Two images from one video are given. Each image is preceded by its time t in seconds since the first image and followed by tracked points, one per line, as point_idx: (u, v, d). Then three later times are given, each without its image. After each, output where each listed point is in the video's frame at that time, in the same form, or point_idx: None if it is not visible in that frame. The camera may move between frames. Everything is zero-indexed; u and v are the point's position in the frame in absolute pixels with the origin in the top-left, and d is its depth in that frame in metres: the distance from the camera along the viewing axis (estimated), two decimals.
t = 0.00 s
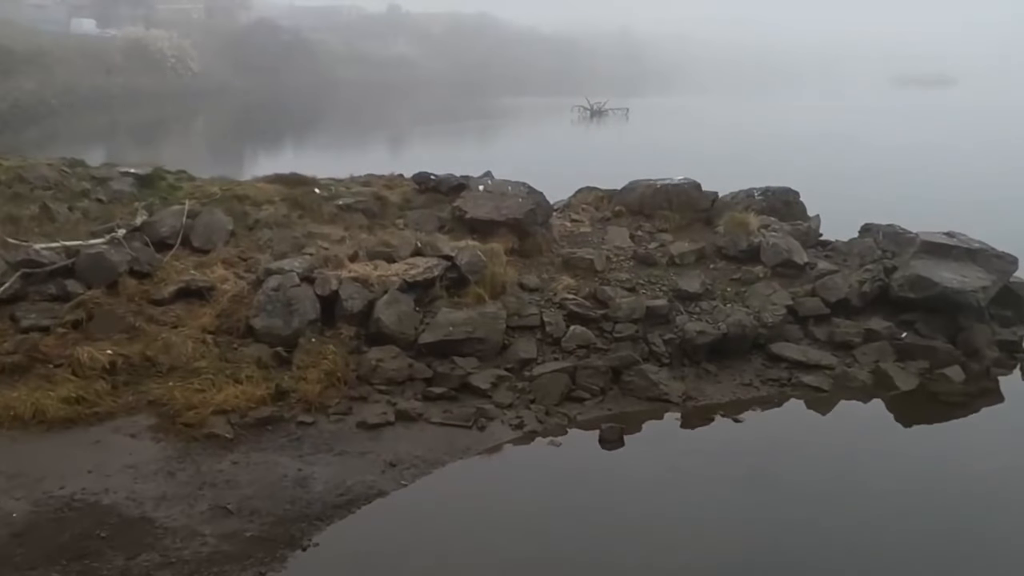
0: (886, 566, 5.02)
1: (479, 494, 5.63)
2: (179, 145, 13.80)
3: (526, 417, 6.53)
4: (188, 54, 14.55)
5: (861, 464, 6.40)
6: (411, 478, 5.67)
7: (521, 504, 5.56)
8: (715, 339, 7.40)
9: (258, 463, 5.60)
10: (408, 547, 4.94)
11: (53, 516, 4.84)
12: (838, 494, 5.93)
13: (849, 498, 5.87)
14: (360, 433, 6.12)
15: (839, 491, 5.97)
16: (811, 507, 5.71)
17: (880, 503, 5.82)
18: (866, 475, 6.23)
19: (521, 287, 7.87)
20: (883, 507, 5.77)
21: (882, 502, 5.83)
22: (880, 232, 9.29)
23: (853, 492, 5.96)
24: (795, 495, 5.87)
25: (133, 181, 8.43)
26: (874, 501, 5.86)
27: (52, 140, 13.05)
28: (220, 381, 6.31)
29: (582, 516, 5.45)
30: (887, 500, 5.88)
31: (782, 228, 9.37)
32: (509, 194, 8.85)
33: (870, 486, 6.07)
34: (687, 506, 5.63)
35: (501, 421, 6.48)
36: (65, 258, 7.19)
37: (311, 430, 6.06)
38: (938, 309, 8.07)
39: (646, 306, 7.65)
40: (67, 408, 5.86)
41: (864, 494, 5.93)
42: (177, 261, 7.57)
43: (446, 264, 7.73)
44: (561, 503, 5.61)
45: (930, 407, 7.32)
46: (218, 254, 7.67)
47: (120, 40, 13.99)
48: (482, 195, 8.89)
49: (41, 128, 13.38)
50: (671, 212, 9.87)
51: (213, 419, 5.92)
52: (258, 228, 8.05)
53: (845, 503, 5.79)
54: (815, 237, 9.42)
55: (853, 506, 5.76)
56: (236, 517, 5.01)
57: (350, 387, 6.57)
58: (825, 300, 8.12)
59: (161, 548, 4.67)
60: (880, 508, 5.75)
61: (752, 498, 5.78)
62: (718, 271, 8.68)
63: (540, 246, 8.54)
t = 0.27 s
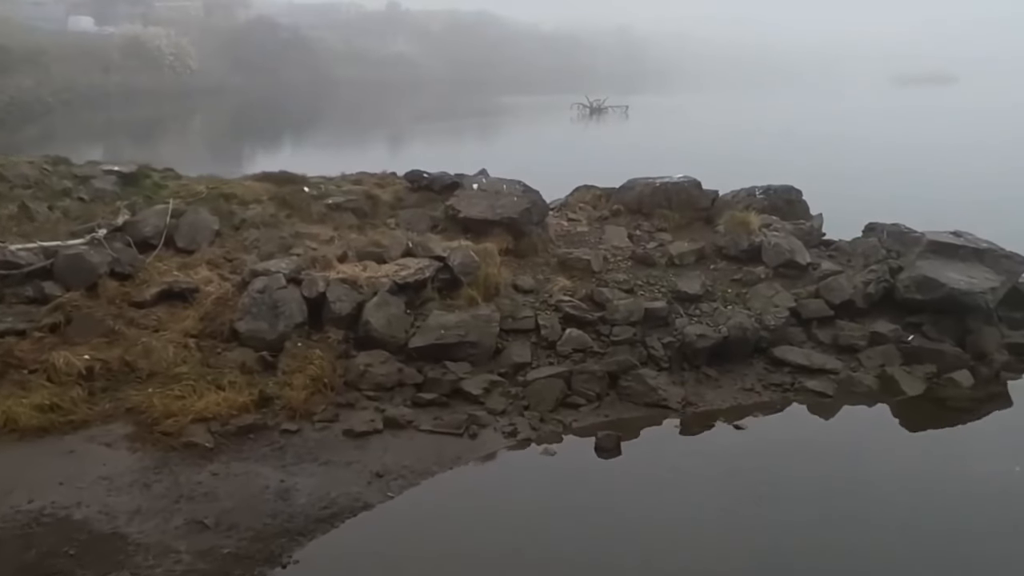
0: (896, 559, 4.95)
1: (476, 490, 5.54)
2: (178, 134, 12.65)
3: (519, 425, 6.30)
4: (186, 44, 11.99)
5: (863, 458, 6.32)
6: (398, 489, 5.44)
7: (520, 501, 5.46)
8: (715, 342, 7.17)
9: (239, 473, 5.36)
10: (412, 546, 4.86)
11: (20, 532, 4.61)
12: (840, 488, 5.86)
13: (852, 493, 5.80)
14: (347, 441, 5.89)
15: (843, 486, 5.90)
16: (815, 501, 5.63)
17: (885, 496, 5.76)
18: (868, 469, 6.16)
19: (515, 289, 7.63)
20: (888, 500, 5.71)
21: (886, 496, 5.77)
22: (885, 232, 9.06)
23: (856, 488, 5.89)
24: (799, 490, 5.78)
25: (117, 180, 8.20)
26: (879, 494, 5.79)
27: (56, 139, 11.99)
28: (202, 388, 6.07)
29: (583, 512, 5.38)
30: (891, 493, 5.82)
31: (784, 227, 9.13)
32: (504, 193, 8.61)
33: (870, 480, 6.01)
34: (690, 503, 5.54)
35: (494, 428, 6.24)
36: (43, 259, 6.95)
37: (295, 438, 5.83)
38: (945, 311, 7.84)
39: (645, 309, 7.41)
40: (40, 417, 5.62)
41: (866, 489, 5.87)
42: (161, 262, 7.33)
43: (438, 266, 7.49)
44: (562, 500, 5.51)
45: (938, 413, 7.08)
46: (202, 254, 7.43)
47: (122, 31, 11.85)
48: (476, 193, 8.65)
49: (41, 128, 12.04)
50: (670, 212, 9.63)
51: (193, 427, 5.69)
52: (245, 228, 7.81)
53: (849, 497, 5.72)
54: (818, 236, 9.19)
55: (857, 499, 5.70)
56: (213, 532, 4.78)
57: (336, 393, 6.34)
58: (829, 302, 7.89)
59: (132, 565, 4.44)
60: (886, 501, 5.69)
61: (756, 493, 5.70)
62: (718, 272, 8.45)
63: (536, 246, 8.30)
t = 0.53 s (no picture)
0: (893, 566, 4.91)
1: (474, 489, 5.49)
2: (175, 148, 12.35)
3: (512, 436, 6.06)
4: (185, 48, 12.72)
5: (865, 455, 6.30)
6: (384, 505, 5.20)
7: (520, 500, 5.41)
8: (716, 350, 6.94)
9: (218, 490, 5.12)
10: (405, 549, 4.82)
11: None
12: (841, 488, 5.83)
13: (853, 493, 5.77)
14: (332, 454, 5.65)
15: (844, 486, 5.87)
16: (814, 502, 5.60)
17: (885, 498, 5.73)
18: (870, 467, 6.13)
19: (510, 294, 7.39)
20: (888, 502, 5.69)
21: (887, 497, 5.74)
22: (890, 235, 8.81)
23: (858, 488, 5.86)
24: (798, 491, 5.73)
25: (99, 181, 7.96)
26: (880, 496, 5.76)
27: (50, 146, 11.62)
28: (181, 399, 5.83)
29: (581, 513, 5.33)
30: (891, 495, 5.79)
31: (786, 230, 8.90)
32: (499, 195, 8.38)
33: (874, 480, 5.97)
34: (689, 505, 5.50)
35: (486, 440, 6.00)
36: (20, 263, 6.71)
37: (277, 452, 5.59)
38: (953, 317, 7.60)
39: (643, 315, 7.18)
40: (10, 429, 5.39)
41: (868, 489, 5.83)
42: (142, 266, 7.09)
43: (429, 270, 7.26)
44: (561, 500, 5.46)
45: (947, 423, 6.84)
46: (186, 258, 7.19)
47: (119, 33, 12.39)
48: (470, 195, 8.41)
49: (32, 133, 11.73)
50: (670, 213, 9.40)
51: (171, 440, 5.45)
52: (230, 230, 7.57)
53: (849, 499, 5.69)
54: (821, 238, 8.95)
55: (857, 501, 5.67)
56: (187, 554, 4.54)
57: (322, 404, 6.10)
58: (832, 307, 7.66)
59: None
60: (886, 503, 5.66)
61: (756, 495, 5.65)
62: (719, 275, 8.21)
63: (531, 250, 8.07)
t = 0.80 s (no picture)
0: (888, 562, 4.81)
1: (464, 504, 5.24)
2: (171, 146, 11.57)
3: (505, 449, 5.82)
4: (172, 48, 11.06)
5: (869, 453, 6.22)
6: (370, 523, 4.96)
7: (520, 500, 5.32)
8: (717, 358, 6.70)
9: (195, 508, 4.88)
10: (396, 550, 4.73)
11: None
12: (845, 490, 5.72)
13: (857, 494, 5.66)
14: (317, 469, 5.41)
15: (845, 486, 5.77)
16: (815, 501, 5.52)
17: (886, 498, 5.63)
18: (873, 466, 6.04)
19: (504, 299, 7.15)
20: (889, 502, 5.58)
21: (887, 498, 5.63)
22: (896, 238, 8.58)
23: (862, 489, 5.75)
24: (802, 489, 5.66)
25: (81, 184, 7.73)
26: (881, 496, 5.67)
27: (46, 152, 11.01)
28: (160, 411, 5.59)
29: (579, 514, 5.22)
30: (892, 495, 5.69)
31: (789, 233, 8.67)
32: (493, 197, 8.14)
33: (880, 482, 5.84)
34: (688, 503, 5.40)
35: (478, 453, 5.76)
36: None
37: (259, 467, 5.36)
38: (962, 324, 7.36)
39: (641, 321, 6.94)
40: None
41: (872, 492, 5.71)
42: (124, 271, 6.85)
43: (420, 275, 7.02)
44: (562, 498, 5.37)
45: (957, 434, 6.58)
46: (168, 262, 6.95)
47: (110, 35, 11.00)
48: (464, 197, 8.18)
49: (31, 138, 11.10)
50: (669, 216, 9.16)
51: (148, 455, 5.21)
52: (215, 234, 7.33)
53: (851, 499, 5.59)
54: (825, 242, 8.72)
55: (858, 501, 5.57)
56: None
57: (307, 416, 5.86)
58: (837, 313, 7.43)
59: None
60: (887, 502, 5.57)
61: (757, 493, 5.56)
62: (720, 280, 7.98)
63: (527, 254, 7.84)
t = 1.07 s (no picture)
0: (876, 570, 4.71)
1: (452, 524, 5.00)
2: (173, 139, 10.31)
3: (497, 462, 5.58)
4: (182, 43, 9.66)
5: (872, 456, 6.10)
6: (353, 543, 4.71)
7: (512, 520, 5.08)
8: (718, 366, 6.46)
9: (170, 528, 4.64)
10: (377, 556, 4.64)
11: None
12: (849, 494, 5.63)
13: (860, 499, 5.57)
14: (299, 485, 5.17)
15: (845, 489, 5.66)
16: (811, 506, 5.42)
17: (885, 504, 5.52)
18: (875, 470, 5.92)
19: (497, 305, 6.91)
20: (888, 509, 5.46)
21: (886, 503, 5.52)
22: (902, 240, 8.33)
23: (865, 493, 5.65)
24: (799, 493, 5.57)
25: (61, 185, 7.48)
26: (880, 502, 5.55)
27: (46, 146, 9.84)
28: (136, 423, 5.35)
29: (577, 520, 5.13)
30: (891, 501, 5.57)
31: (792, 235, 8.43)
32: (487, 198, 7.90)
33: (881, 485, 5.75)
34: (682, 507, 5.31)
35: (469, 466, 5.52)
36: None
37: (239, 482, 5.11)
38: (970, 329, 7.12)
39: (639, 327, 6.70)
40: None
41: (874, 497, 5.62)
42: (103, 275, 6.61)
43: (410, 280, 6.78)
44: (555, 501, 5.28)
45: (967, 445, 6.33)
46: (149, 266, 6.71)
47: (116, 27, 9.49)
48: (457, 198, 7.93)
49: (29, 126, 9.75)
50: (668, 217, 8.92)
51: (122, 471, 4.97)
52: (199, 237, 7.09)
53: (850, 504, 5.48)
54: (828, 244, 8.48)
55: (857, 506, 5.46)
56: None
57: (291, 428, 5.62)
58: (842, 318, 7.19)
59: None
60: (885, 509, 5.45)
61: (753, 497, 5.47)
62: (721, 284, 7.74)
63: (521, 257, 7.60)
